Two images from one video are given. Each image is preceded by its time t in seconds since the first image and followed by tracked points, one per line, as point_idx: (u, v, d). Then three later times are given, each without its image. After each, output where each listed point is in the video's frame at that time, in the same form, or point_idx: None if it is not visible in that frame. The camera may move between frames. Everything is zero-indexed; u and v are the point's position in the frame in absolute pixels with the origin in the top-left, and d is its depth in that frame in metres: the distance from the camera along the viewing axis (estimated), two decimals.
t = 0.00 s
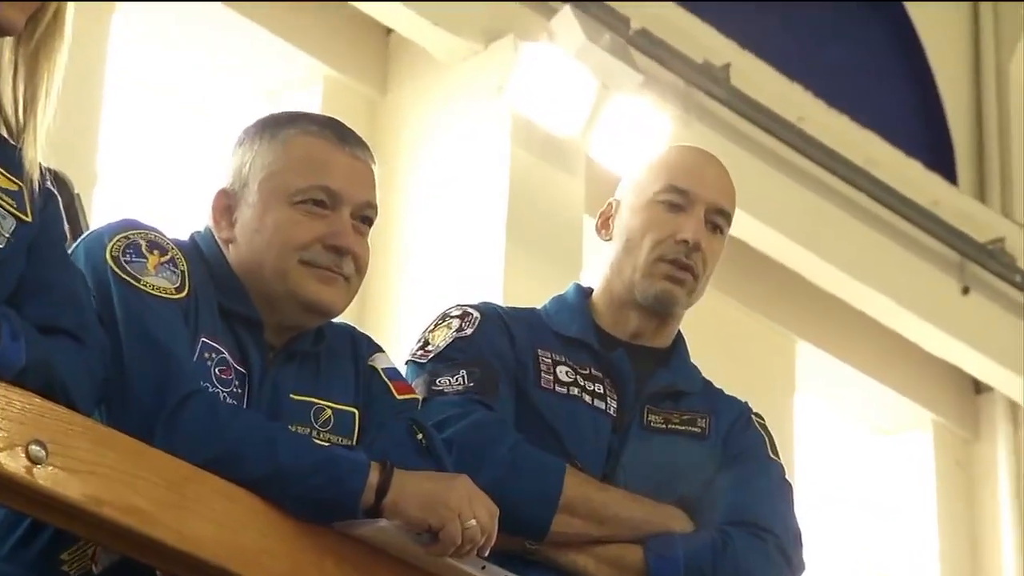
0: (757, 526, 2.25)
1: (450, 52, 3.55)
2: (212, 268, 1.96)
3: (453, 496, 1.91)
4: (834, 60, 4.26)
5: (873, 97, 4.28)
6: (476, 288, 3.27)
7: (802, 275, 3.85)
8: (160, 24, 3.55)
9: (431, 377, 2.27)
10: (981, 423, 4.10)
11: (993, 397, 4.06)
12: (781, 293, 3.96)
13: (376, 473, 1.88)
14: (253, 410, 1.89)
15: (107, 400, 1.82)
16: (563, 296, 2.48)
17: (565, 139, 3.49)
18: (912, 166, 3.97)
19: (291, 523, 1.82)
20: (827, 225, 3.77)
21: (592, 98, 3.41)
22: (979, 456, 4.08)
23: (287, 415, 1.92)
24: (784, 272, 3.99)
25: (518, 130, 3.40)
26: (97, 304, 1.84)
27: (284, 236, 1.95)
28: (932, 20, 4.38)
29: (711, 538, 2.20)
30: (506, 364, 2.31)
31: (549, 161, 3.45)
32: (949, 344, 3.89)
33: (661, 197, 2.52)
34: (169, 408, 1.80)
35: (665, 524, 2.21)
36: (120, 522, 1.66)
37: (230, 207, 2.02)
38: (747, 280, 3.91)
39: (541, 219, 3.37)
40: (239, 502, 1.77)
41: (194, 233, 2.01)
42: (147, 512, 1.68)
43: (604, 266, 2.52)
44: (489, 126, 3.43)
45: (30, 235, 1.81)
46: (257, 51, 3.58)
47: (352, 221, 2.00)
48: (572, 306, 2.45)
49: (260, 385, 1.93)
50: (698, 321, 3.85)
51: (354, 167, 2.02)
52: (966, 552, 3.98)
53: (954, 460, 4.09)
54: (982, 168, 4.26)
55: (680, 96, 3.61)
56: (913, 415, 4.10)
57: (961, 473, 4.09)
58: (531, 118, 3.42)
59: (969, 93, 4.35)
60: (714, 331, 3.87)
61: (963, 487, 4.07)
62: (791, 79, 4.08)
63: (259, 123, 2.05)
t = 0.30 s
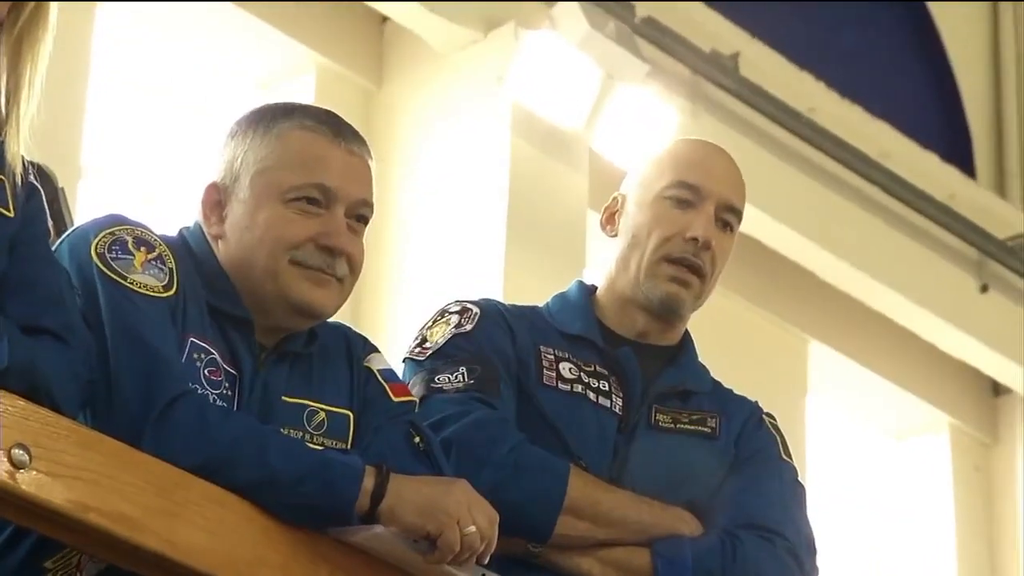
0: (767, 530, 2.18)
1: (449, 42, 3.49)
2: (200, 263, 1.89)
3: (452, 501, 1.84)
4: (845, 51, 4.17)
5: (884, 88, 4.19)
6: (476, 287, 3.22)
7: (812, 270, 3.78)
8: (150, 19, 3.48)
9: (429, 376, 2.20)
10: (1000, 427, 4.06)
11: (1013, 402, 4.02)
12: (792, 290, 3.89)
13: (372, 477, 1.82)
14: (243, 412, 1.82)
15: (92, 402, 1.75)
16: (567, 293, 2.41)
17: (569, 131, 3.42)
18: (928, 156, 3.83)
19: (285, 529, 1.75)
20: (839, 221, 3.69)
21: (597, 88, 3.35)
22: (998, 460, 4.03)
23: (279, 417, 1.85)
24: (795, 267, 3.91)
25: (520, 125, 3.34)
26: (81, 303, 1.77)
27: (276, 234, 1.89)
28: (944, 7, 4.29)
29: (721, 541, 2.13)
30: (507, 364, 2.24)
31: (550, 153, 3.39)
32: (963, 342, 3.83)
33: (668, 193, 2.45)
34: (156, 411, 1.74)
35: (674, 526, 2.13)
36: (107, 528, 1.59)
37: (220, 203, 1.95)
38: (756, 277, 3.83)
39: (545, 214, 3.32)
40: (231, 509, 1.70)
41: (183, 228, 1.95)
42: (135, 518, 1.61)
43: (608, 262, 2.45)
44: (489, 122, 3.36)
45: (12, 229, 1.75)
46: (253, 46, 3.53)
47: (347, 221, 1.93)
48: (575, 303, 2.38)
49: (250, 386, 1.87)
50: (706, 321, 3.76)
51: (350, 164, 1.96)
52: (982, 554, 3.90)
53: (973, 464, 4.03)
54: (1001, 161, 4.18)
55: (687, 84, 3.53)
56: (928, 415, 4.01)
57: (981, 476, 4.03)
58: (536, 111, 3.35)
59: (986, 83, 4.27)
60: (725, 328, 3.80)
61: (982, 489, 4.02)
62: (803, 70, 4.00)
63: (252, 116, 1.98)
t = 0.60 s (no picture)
0: (776, 538, 2.11)
1: (449, 32, 3.46)
2: (190, 260, 1.83)
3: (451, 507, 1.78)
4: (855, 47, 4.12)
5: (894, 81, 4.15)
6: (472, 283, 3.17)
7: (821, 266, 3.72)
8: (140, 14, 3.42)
9: (427, 378, 2.14)
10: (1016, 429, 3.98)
11: None
12: (801, 288, 3.82)
13: (367, 482, 1.75)
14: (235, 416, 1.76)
15: (78, 405, 1.68)
16: (567, 292, 2.34)
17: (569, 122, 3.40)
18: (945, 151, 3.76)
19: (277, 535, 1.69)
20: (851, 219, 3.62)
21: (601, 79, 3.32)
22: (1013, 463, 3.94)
23: (272, 420, 1.80)
24: (805, 266, 3.85)
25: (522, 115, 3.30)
26: (66, 301, 1.71)
27: (271, 223, 1.83)
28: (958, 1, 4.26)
29: (729, 549, 2.07)
30: (507, 365, 2.17)
31: (551, 145, 3.34)
32: (978, 342, 3.77)
33: (676, 190, 2.38)
34: (144, 413, 1.67)
35: (680, 535, 2.07)
36: (93, 536, 1.53)
37: (209, 197, 1.89)
38: (765, 275, 3.76)
39: (544, 207, 3.28)
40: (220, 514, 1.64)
41: (171, 225, 1.89)
42: (122, 524, 1.55)
43: (615, 258, 2.39)
44: (490, 113, 3.32)
45: None
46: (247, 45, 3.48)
47: (342, 206, 1.87)
48: (578, 301, 2.31)
49: (242, 388, 1.81)
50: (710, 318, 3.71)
51: (342, 149, 1.90)
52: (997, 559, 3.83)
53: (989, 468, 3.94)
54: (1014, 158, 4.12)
55: (693, 76, 3.47)
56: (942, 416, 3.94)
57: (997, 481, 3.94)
58: (536, 103, 3.32)
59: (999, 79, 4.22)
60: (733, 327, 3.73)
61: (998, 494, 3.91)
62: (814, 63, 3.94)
63: (240, 106, 1.92)
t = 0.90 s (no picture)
0: (785, 547, 2.05)
1: (448, 26, 3.45)
2: (181, 261, 1.78)
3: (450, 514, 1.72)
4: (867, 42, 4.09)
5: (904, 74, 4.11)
6: (472, 282, 3.14)
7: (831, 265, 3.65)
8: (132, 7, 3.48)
9: (424, 382, 2.08)
10: None
11: None
12: (812, 289, 3.76)
13: (362, 488, 1.69)
14: (227, 421, 1.71)
15: (64, 409, 1.62)
16: (569, 291, 2.29)
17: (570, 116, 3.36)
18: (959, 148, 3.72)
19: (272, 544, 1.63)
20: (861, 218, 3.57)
21: (604, 69, 3.29)
22: None
23: (265, 426, 1.74)
24: (817, 266, 3.79)
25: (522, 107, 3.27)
26: (52, 302, 1.65)
27: (261, 225, 1.78)
28: None
29: (736, 558, 2.01)
30: (507, 368, 2.12)
31: (551, 140, 3.31)
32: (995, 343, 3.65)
33: (685, 188, 2.32)
34: (133, 418, 1.61)
35: (686, 543, 2.02)
36: (82, 544, 1.46)
37: (201, 194, 1.84)
38: (774, 275, 3.69)
39: (545, 203, 3.25)
40: (214, 523, 1.57)
41: (161, 222, 1.84)
42: (111, 533, 1.48)
43: (620, 258, 2.34)
44: (490, 108, 3.29)
45: None
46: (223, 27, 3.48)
47: (337, 209, 1.81)
48: (580, 302, 2.26)
49: (235, 392, 1.76)
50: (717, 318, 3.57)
51: (339, 150, 1.84)
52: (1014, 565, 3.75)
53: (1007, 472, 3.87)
54: None
55: (699, 68, 3.44)
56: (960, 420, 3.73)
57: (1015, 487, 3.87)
58: (537, 96, 3.29)
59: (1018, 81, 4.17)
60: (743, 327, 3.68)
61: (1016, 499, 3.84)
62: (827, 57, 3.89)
63: (234, 100, 1.87)
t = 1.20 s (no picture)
0: (793, 553, 2.01)
1: (447, 17, 3.52)
2: (174, 259, 1.73)
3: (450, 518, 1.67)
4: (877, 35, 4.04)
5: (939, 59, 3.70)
6: (475, 283, 3.18)
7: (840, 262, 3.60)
8: (129, 6, 3.60)
9: (423, 385, 2.04)
10: None
11: None
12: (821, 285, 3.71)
13: (360, 492, 1.65)
14: (223, 424, 1.68)
15: (51, 410, 1.57)
16: (573, 290, 2.25)
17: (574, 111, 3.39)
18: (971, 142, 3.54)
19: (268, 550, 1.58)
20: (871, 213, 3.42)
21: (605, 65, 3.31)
22: None
23: (260, 429, 1.70)
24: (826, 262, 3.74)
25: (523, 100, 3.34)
26: (40, 299, 1.60)
27: (256, 223, 1.73)
28: None
29: (743, 566, 1.97)
30: (509, 369, 2.07)
31: (555, 134, 3.36)
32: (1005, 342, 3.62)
33: (692, 185, 2.27)
34: (124, 420, 1.56)
35: (692, 547, 1.97)
36: (72, 550, 1.40)
37: (193, 191, 1.79)
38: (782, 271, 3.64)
39: (546, 197, 3.29)
40: (206, 527, 1.51)
41: (153, 219, 1.80)
42: (100, 538, 1.42)
43: (624, 256, 2.29)
44: (487, 99, 3.36)
45: None
46: (230, 22, 3.62)
47: (333, 206, 1.77)
48: (583, 302, 2.22)
49: (230, 394, 1.71)
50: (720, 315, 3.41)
51: (335, 145, 1.80)
52: None
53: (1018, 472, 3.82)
54: None
55: (705, 61, 3.41)
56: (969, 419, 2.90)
57: None
58: (537, 87, 3.34)
59: None
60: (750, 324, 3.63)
61: None
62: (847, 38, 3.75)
63: (227, 94, 1.82)
